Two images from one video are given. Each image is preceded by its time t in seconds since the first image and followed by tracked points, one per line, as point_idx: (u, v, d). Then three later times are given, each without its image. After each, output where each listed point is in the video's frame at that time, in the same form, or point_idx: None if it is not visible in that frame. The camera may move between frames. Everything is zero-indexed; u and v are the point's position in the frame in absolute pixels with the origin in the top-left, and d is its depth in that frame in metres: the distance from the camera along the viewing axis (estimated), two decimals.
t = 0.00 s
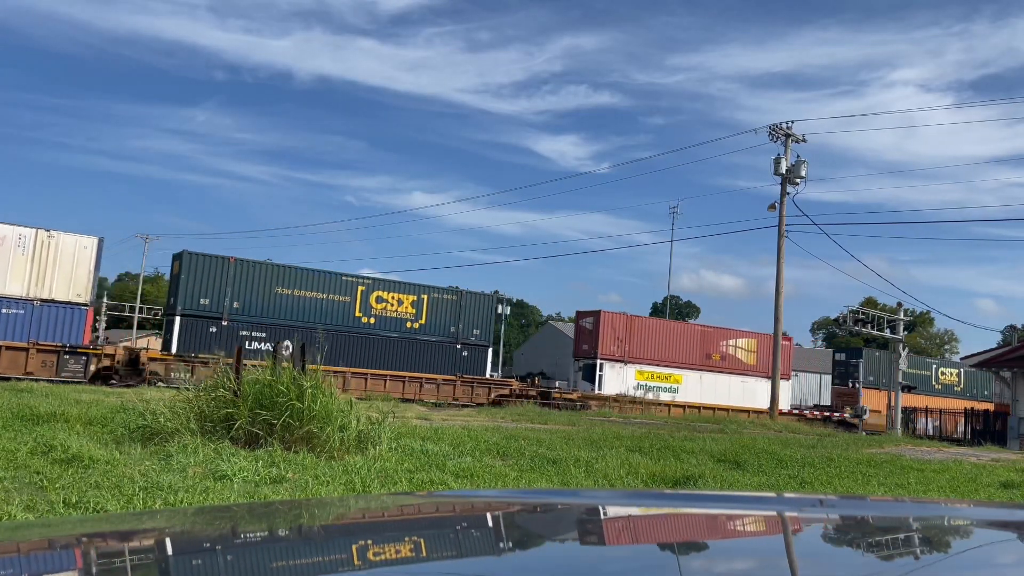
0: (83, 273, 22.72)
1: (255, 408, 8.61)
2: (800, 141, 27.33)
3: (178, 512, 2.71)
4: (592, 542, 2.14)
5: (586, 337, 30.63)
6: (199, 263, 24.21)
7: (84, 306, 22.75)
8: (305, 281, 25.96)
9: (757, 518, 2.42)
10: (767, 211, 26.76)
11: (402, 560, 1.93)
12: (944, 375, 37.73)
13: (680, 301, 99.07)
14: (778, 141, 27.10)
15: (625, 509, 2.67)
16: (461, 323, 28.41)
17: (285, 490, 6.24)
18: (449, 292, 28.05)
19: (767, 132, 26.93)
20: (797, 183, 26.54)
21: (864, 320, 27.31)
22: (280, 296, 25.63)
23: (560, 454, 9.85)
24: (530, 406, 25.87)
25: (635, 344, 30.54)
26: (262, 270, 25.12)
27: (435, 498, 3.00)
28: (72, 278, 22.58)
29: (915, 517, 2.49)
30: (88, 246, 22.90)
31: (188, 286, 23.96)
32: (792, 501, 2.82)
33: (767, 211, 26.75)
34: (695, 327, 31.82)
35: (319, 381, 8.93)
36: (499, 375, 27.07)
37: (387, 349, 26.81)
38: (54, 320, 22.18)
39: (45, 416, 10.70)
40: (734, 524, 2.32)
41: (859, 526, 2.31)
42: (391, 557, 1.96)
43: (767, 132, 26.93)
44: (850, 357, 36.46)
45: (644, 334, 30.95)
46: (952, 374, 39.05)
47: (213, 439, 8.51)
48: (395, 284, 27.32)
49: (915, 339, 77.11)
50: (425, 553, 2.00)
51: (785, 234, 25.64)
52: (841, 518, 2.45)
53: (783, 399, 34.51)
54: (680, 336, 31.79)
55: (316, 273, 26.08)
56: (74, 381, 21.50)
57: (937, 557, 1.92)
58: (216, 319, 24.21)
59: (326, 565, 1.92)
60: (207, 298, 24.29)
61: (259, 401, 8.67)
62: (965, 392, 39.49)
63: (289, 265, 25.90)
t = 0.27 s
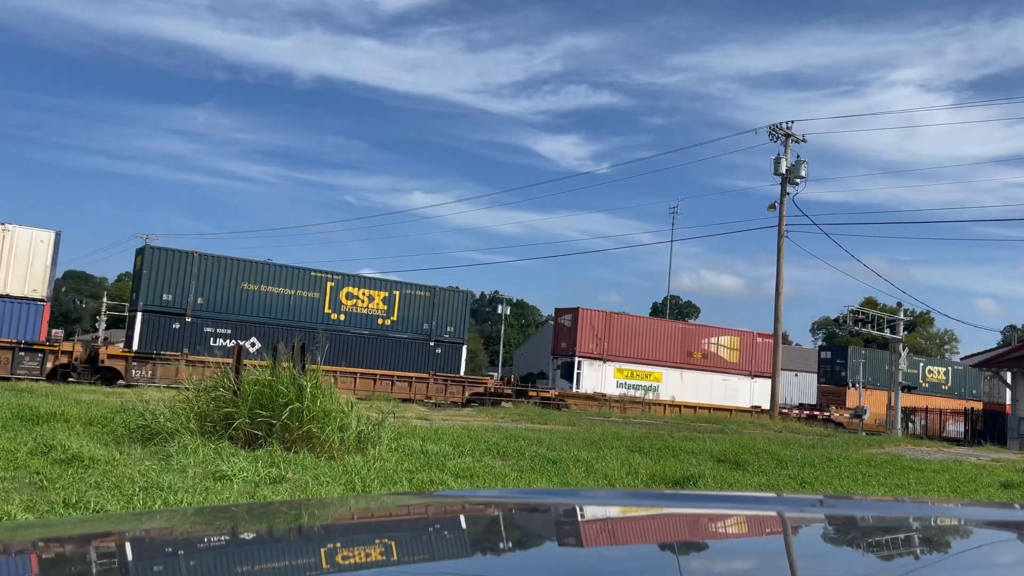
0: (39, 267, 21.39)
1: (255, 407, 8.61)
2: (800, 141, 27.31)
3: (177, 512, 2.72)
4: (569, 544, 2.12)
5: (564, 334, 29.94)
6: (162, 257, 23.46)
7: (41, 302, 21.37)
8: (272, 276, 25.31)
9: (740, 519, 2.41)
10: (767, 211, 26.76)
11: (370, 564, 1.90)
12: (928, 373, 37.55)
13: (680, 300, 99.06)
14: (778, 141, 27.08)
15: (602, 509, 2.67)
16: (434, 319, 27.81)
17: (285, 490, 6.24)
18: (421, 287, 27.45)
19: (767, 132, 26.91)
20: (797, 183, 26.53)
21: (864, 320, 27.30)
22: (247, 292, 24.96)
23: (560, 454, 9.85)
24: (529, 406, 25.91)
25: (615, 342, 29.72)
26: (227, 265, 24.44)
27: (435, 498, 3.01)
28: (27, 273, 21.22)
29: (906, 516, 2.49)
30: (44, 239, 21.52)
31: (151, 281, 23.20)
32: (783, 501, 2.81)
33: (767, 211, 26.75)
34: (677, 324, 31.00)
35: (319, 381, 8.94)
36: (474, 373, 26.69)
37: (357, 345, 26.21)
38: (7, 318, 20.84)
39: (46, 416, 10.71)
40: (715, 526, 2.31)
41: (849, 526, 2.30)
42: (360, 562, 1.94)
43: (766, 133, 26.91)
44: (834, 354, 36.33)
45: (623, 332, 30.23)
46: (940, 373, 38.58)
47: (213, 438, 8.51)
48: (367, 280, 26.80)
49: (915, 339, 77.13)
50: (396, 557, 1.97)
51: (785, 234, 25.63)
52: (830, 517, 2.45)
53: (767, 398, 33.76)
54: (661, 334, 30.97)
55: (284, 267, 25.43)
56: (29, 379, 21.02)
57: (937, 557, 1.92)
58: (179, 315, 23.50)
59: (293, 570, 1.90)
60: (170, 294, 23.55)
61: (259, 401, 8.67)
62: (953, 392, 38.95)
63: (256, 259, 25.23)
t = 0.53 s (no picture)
0: None
1: (255, 407, 8.61)
2: (800, 141, 27.29)
3: (176, 512, 2.71)
4: (549, 545, 2.10)
5: (541, 332, 29.11)
6: (123, 251, 22.79)
7: None
8: (239, 271, 24.70)
9: (723, 520, 2.40)
10: (766, 211, 26.74)
11: (341, 568, 1.87)
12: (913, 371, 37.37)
13: (680, 300, 99.03)
14: (778, 141, 27.07)
15: (581, 509, 2.65)
16: (407, 315, 27.27)
17: (285, 490, 6.23)
18: (393, 283, 26.87)
19: (767, 132, 26.90)
20: (797, 183, 26.51)
21: (863, 320, 27.29)
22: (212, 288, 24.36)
23: (559, 454, 9.84)
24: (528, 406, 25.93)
25: (593, 340, 28.98)
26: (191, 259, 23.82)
27: (436, 498, 3.00)
28: None
29: (898, 515, 2.49)
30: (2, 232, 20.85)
31: (111, 276, 22.55)
32: (778, 503, 2.80)
33: (768, 211, 26.73)
34: (657, 321, 30.26)
35: (319, 380, 8.95)
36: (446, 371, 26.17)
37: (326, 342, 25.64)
38: None
39: (46, 416, 10.70)
40: (698, 527, 2.29)
41: (841, 525, 2.31)
42: (329, 566, 1.90)
43: (767, 133, 26.91)
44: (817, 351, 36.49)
45: (601, 329, 29.38)
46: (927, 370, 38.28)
47: (212, 439, 8.51)
48: (336, 276, 26.20)
49: (915, 339, 77.15)
50: (365, 560, 1.92)
51: (785, 234, 25.61)
52: (818, 517, 2.46)
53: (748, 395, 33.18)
54: (640, 331, 30.18)
55: (251, 262, 24.82)
56: None
57: (937, 558, 1.91)
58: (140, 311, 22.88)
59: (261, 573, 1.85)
60: (131, 289, 22.93)
61: (259, 401, 8.68)
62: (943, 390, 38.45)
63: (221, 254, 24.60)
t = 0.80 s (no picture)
0: None
1: (254, 407, 8.61)
2: (800, 141, 27.30)
3: (176, 512, 2.71)
4: (524, 546, 2.09)
5: (518, 329, 29.04)
6: (82, 245, 22.53)
7: None
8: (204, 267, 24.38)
9: (704, 521, 2.38)
10: (767, 211, 26.75)
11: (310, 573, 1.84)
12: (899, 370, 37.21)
13: (680, 301, 99.04)
14: (778, 141, 27.07)
15: (555, 510, 2.63)
16: (378, 312, 26.99)
17: (285, 490, 6.24)
18: (364, 279, 26.59)
19: (767, 132, 26.91)
20: (797, 183, 26.52)
21: (864, 320, 27.31)
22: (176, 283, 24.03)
23: (560, 454, 9.85)
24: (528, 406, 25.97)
25: (570, 337, 28.81)
26: (154, 254, 23.51)
27: (435, 498, 3.00)
28: None
29: (890, 516, 2.48)
30: None
31: (69, 270, 22.28)
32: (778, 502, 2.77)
33: (768, 211, 26.74)
34: (636, 319, 30.12)
35: (319, 380, 8.96)
36: (420, 369, 26.02)
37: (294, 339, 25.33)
38: None
39: (46, 416, 10.71)
40: (678, 529, 2.27)
41: (837, 526, 2.30)
42: (297, 570, 1.87)
43: (767, 133, 26.92)
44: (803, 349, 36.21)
45: (579, 326, 29.25)
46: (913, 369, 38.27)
47: (213, 439, 8.51)
48: (305, 271, 25.90)
49: (915, 339, 77.20)
50: (335, 565, 1.90)
51: (785, 234, 25.61)
52: (805, 517, 2.46)
53: (732, 394, 32.97)
54: (619, 328, 30.04)
55: (216, 257, 24.51)
56: None
57: (937, 557, 1.92)
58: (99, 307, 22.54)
59: None
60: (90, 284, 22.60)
61: (258, 401, 8.68)
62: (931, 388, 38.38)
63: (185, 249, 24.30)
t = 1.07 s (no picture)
0: None
1: (253, 407, 8.61)
2: (800, 141, 27.30)
3: (176, 512, 2.71)
4: (499, 548, 2.06)
5: (494, 326, 28.60)
6: (39, 239, 22.41)
7: None
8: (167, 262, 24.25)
9: (684, 523, 2.35)
10: (767, 211, 26.75)
11: None
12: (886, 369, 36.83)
13: (681, 301, 99.03)
14: (778, 141, 27.08)
15: (529, 511, 2.60)
16: (347, 309, 26.95)
17: (284, 490, 6.24)
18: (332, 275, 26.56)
19: (767, 132, 26.92)
20: (797, 183, 26.52)
21: (864, 320, 27.30)
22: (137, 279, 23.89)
23: (560, 454, 9.84)
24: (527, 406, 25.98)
25: (547, 334, 28.57)
26: (114, 249, 23.39)
27: (435, 498, 3.00)
28: None
29: (878, 516, 2.48)
30: None
31: (26, 265, 22.16)
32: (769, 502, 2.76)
33: (767, 211, 26.74)
34: (615, 316, 29.91)
35: (318, 380, 8.96)
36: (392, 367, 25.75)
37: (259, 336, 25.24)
38: None
39: (46, 416, 10.71)
40: (656, 531, 2.24)
41: (828, 526, 2.30)
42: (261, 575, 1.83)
43: (767, 133, 26.92)
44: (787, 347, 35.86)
45: (557, 323, 28.91)
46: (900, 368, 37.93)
47: (212, 439, 8.50)
48: (271, 267, 25.83)
49: (915, 339, 77.20)
50: (303, 568, 1.88)
51: (785, 234, 25.60)
52: (789, 517, 2.45)
53: (712, 392, 32.79)
54: (599, 325, 29.78)
55: (180, 253, 24.41)
56: None
57: (937, 558, 1.92)
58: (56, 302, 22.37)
59: None
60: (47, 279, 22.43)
61: (257, 401, 8.69)
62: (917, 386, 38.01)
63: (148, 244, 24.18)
